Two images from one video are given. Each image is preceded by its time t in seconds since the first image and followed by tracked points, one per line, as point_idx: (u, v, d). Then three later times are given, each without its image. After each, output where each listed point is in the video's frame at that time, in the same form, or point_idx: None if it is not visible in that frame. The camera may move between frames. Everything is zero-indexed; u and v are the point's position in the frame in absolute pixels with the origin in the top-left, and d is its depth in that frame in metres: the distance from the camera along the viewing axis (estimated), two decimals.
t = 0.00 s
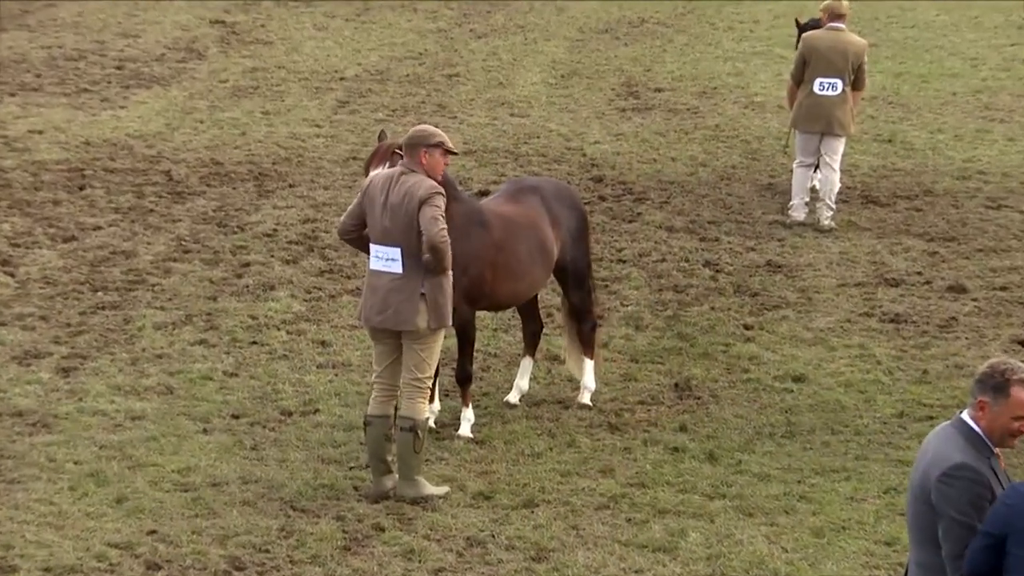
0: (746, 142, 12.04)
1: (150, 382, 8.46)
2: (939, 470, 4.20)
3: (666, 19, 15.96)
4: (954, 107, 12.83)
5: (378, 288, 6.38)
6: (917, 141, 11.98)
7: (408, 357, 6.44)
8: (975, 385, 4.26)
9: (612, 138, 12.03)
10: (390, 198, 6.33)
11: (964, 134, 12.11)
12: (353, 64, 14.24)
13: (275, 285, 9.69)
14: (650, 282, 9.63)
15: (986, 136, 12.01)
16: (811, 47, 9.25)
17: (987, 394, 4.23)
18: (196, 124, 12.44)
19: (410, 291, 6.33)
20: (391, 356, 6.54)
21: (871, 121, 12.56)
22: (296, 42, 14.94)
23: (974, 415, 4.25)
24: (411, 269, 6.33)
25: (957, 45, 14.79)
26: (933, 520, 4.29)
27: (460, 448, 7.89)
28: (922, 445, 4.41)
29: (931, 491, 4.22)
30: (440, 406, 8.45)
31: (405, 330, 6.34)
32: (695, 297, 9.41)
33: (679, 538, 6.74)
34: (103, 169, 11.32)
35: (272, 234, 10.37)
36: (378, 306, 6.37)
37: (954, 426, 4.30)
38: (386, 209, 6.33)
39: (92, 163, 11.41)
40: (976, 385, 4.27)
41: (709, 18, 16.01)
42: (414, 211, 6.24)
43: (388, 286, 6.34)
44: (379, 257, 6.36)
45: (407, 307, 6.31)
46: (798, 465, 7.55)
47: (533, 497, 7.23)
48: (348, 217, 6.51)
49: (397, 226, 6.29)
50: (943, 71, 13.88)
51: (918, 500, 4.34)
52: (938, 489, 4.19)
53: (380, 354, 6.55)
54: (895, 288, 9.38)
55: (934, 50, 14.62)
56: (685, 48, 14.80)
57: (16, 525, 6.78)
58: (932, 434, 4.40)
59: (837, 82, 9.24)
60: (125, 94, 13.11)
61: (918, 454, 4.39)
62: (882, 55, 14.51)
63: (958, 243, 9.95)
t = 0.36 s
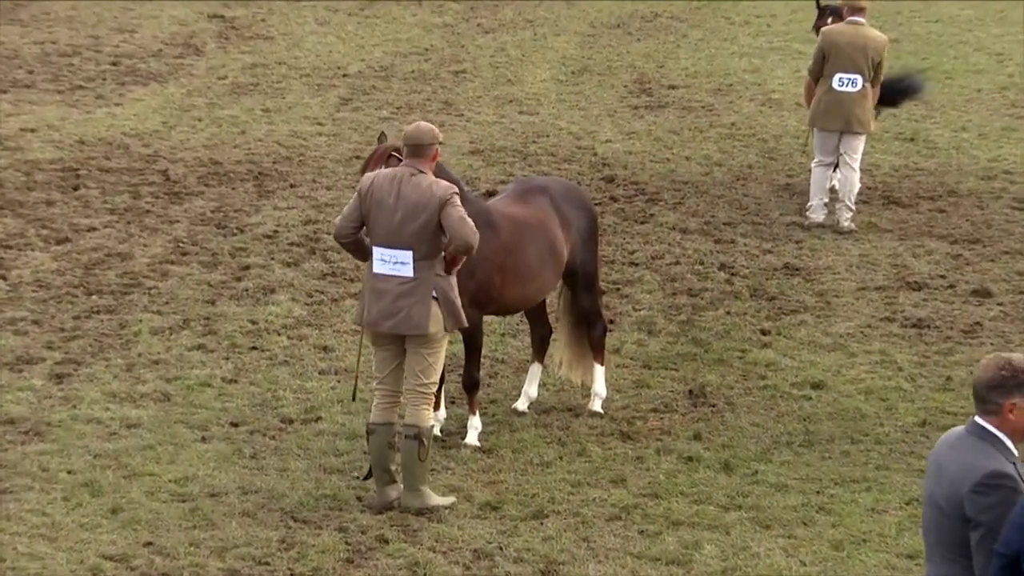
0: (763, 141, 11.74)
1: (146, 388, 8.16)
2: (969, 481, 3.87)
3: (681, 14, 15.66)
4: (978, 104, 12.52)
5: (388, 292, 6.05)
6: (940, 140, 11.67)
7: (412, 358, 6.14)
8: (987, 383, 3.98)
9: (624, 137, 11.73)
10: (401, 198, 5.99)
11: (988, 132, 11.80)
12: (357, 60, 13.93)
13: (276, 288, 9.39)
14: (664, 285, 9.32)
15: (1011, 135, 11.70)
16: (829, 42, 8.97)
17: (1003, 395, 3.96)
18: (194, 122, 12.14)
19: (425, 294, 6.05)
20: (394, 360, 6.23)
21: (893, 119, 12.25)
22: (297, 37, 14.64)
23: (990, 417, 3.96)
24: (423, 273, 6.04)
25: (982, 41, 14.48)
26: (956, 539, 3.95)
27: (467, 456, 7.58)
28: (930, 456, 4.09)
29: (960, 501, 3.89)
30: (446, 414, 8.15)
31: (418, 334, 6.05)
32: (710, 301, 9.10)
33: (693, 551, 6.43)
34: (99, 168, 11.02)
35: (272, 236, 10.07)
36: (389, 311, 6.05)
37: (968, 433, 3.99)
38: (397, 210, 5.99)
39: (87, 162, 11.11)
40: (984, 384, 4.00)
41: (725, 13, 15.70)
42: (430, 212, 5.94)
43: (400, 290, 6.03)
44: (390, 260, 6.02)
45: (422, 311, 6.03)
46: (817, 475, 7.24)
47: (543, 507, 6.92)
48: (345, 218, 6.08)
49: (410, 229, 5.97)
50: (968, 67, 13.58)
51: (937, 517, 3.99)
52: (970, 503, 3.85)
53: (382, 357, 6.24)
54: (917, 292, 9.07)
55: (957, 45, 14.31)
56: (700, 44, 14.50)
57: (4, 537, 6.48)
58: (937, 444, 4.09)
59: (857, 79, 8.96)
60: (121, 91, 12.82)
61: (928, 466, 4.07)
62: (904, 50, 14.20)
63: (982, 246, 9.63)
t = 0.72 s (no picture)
0: (780, 137, 11.45)
1: (141, 393, 7.86)
2: None
3: (694, 6, 15.36)
4: (1003, 99, 12.21)
5: (393, 297, 5.71)
6: (964, 135, 11.36)
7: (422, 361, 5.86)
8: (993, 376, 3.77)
9: (636, 133, 11.44)
10: (401, 197, 5.68)
11: (1013, 128, 11.50)
12: (359, 52, 13.63)
13: (275, 288, 9.09)
14: (677, 286, 9.02)
15: None
16: (846, 35, 8.67)
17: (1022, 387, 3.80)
18: (190, 116, 11.85)
19: (432, 296, 5.75)
20: (394, 363, 5.90)
21: (914, 113, 11.95)
22: (298, 29, 14.34)
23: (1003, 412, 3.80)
24: (430, 275, 5.74)
25: (1007, 33, 14.18)
26: (985, 545, 3.72)
27: (473, 463, 7.26)
28: (925, 456, 3.84)
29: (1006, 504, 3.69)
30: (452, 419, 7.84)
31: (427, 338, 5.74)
32: (725, 303, 8.79)
33: (709, 561, 6.12)
34: (92, 165, 10.72)
35: (272, 235, 9.76)
36: (396, 315, 5.70)
37: (980, 430, 3.79)
38: (401, 210, 5.67)
39: (80, 159, 10.81)
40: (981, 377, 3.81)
41: (739, 5, 15.39)
42: (437, 210, 5.68)
43: (408, 294, 5.70)
44: (394, 262, 5.69)
45: (431, 313, 5.72)
46: (838, 484, 6.92)
47: (552, 515, 6.61)
48: (340, 223, 5.69)
49: (417, 230, 5.67)
50: (992, 60, 13.28)
51: (957, 523, 3.75)
52: None
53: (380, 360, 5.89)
54: (940, 293, 8.76)
55: (981, 38, 14.02)
56: (715, 36, 14.19)
57: None
58: (931, 445, 3.85)
59: (877, 73, 8.67)
60: (115, 85, 12.52)
61: (928, 466, 3.82)
62: (926, 42, 13.90)
63: (1007, 245, 9.32)
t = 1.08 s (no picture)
0: (794, 134, 11.20)
1: (134, 398, 7.59)
2: None
3: None
4: None
5: (411, 298, 5.47)
6: (985, 132, 11.11)
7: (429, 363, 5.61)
8: None
9: (646, 130, 11.19)
10: (413, 194, 5.49)
11: None
12: (359, 47, 13.36)
13: (273, 290, 8.83)
14: (687, 287, 8.75)
15: None
16: (863, 29, 8.47)
17: None
18: (186, 113, 11.59)
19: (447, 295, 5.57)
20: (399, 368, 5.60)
21: (933, 109, 11.70)
22: (296, 22, 14.08)
23: None
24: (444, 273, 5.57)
25: None
26: None
27: (477, 470, 6.99)
28: (959, 453, 3.54)
29: None
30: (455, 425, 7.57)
31: (446, 336, 5.54)
32: (737, 305, 8.52)
33: (721, 573, 5.85)
34: (85, 162, 10.46)
35: (269, 235, 9.50)
36: (415, 316, 5.47)
37: (1010, 423, 3.54)
38: (414, 207, 5.49)
39: (73, 156, 10.56)
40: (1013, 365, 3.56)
41: None
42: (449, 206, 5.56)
43: (427, 294, 5.49)
44: (412, 261, 5.46)
45: (448, 312, 5.55)
46: (854, 492, 6.64)
47: (559, 524, 6.34)
48: (351, 226, 5.40)
49: (433, 227, 5.52)
50: (1012, 55, 13.02)
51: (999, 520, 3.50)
52: None
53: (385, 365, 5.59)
54: (959, 295, 8.49)
55: (1002, 32, 13.77)
56: (728, 30, 13.95)
57: None
58: (961, 440, 3.56)
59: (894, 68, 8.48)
60: (108, 80, 12.27)
61: (964, 462, 3.53)
62: (945, 37, 13.65)
63: None
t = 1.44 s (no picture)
0: (809, 130, 10.91)
1: (124, 403, 7.28)
2: None
3: None
4: None
5: (443, 291, 5.52)
6: (1007, 128, 10.81)
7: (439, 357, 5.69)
8: None
9: (656, 125, 10.90)
10: (439, 186, 5.52)
11: None
12: (358, 39, 13.05)
13: (268, 291, 8.52)
14: (699, 288, 8.44)
15: None
16: (880, 20, 8.31)
17: None
18: (178, 107, 11.29)
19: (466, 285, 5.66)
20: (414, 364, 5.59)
21: (954, 103, 11.40)
22: (292, 14, 13.77)
23: None
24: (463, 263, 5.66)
25: None
26: None
27: (479, 478, 6.65)
28: (978, 453, 3.43)
29: None
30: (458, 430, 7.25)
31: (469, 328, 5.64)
32: (750, 307, 8.20)
33: None
34: (74, 158, 10.16)
35: (265, 234, 9.19)
36: (447, 308, 5.51)
37: None
38: (443, 198, 5.52)
39: (61, 152, 10.25)
40: None
41: None
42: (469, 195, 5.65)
43: (455, 284, 5.56)
44: (444, 253, 5.52)
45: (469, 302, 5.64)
46: (872, 501, 6.33)
47: (566, 534, 6.02)
48: (389, 220, 5.35)
49: (459, 216, 5.59)
50: None
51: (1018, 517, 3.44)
52: None
53: (400, 361, 5.57)
54: (982, 297, 8.18)
55: None
56: (740, 23, 13.65)
57: None
58: (980, 438, 3.44)
59: (912, 61, 8.31)
60: (97, 73, 11.96)
61: (986, 465, 3.43)
62: (967, 28, 13.37)
63: None
